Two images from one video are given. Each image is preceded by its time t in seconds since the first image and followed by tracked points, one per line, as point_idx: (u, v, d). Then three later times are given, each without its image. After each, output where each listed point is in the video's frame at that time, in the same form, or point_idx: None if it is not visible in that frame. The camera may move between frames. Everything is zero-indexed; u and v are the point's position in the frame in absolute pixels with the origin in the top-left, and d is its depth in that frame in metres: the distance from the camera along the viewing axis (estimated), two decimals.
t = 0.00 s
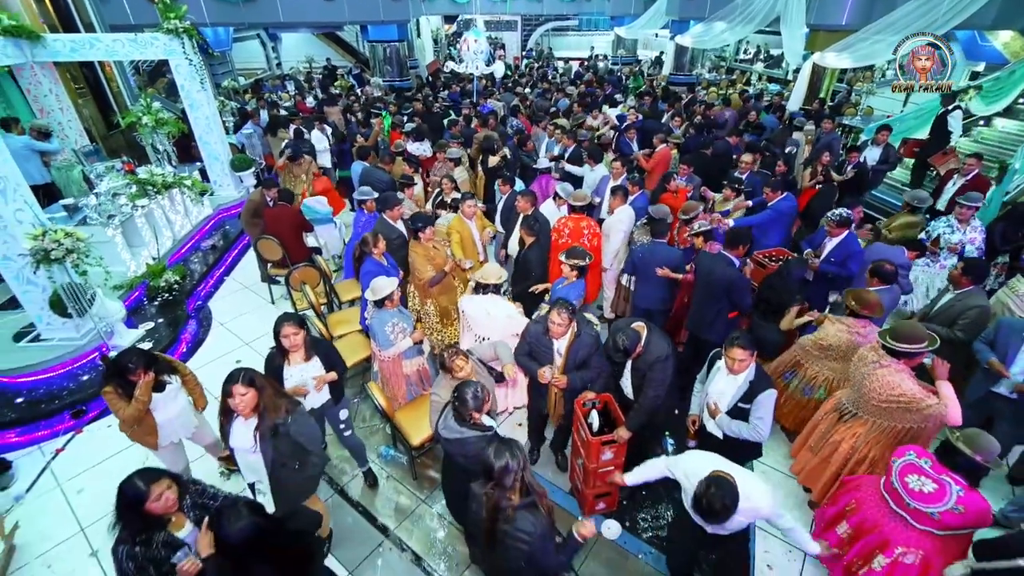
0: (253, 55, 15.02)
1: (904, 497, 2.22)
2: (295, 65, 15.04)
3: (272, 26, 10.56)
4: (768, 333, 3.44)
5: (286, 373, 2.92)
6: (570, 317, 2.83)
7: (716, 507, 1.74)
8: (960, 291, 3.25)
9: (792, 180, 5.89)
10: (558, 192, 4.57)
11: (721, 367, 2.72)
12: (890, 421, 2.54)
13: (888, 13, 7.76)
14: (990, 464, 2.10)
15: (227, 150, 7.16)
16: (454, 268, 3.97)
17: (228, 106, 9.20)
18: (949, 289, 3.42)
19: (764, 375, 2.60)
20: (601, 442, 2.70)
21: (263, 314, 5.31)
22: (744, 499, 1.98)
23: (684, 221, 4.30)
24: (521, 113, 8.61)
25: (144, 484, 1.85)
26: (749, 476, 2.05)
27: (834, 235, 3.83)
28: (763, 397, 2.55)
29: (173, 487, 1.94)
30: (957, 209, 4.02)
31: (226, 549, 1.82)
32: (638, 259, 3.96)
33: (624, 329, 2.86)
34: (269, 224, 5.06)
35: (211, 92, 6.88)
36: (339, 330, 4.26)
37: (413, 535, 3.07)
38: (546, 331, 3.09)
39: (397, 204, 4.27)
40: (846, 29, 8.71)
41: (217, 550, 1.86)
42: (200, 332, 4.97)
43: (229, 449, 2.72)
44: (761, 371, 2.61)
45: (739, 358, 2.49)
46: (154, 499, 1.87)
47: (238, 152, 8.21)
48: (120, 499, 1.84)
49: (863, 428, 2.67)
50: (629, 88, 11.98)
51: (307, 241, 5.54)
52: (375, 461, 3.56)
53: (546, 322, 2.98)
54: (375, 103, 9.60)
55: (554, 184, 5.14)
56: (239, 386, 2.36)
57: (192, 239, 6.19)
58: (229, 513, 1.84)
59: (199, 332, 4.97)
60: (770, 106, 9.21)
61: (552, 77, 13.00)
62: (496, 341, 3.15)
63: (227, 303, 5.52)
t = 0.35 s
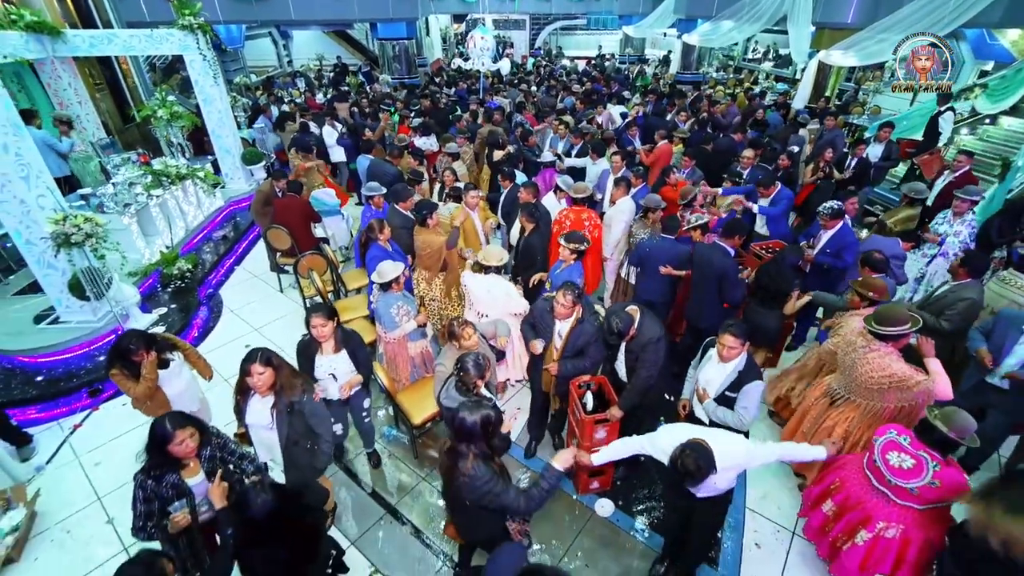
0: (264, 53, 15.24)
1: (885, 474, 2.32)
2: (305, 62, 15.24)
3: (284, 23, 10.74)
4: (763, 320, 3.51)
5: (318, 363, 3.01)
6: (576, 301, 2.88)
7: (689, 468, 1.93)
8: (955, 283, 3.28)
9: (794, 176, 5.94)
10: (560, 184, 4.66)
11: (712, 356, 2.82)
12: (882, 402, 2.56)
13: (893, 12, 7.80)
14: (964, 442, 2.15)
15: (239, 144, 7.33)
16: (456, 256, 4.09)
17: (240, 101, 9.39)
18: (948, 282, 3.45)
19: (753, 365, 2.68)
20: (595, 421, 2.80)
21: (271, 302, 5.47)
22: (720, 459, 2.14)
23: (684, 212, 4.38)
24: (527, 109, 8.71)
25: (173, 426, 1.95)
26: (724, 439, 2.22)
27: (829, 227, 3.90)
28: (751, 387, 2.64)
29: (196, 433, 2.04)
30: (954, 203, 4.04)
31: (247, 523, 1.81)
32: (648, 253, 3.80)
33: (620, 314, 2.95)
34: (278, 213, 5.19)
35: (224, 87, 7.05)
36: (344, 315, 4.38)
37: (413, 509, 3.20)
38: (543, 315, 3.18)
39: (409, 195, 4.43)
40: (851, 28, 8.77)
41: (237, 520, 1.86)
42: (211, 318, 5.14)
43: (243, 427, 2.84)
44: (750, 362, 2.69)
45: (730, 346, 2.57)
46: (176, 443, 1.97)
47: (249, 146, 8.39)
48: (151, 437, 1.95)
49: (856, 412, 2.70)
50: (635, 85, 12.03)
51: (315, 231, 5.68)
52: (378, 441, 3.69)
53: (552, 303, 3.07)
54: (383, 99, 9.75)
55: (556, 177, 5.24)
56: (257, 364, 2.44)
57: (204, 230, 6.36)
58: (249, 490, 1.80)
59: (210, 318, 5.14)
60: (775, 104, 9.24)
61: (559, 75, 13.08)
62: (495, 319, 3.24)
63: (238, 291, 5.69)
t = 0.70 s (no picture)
0: (277, 51, 15.52)
1: (868, 454, 2.37)
2: (317, 60, 15.49)
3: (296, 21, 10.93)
4: (756, 310, 3.59)
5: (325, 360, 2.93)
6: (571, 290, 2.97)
7: (667, 428, 2.12)
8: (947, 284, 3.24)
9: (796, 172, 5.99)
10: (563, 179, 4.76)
11: (707, 351, 2.86)
12: (867, 384, 2.64)
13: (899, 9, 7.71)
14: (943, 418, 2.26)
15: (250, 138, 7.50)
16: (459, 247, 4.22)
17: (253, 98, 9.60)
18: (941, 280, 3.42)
19: (745, 363, 2.71)
20: (589, 402, 2.89)
21: (281, 290, 5.63)
22: (696, 429, 2.34)
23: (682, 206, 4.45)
24: (534, 106, 8.80)
25: (175, 389, 2.08)
26: (700, 414, 2.43)
27: (825, 220, 3.97)
28: (740, 386, 2.69)
29: (196, 398, 2.17)
30: (948, 199, 4.07)
31: (276, 472, 1.96)
32: (651, 245, 3.83)
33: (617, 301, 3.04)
34: (288, 204, 5.32)
35: (238, 83, 7.22)
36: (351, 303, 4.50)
37: (413, 486, 3.33)
38: (539, 301, 3.28)
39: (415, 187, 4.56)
40: (857, 26, 8.68)
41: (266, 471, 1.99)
42: (222, 305, 5.31)
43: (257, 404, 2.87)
44: (743, 360, 2.72)
45: (721, 339, 2.63)
46: (179, 405, 2.10)
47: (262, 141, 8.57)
48: (154, 401, 2.09)
49: (844, 395, 2.78)
50: (642, 84, 12.10)
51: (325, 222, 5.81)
52: (381, 422, 3.83)
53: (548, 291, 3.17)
54: (393, 96, 9.89)
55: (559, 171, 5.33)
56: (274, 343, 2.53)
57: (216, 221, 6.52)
58: (280, 443, 1.93)
59: (222, 305, 5.31)
60: (782, 103, 9.27)
61: (567, 73, 13.16)
62: (493, 303, 3.39)
63: (249, 280, 5.86)
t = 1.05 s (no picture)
0: (287, 50, 15.74)
1: (852, 435, 2.45)
2: (326, 58, 15.69)
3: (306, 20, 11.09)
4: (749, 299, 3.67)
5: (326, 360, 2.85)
6: (552, 277, 3.11)
7: (659, 383, 2.21)
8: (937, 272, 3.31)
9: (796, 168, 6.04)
10: (564, 172, 4.86)
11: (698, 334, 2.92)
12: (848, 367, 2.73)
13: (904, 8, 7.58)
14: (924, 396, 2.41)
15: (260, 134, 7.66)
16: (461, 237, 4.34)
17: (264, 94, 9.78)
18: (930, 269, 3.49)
19: (734, 347, 2.79)
20: (584, 384, 3.00)
21: (289, 280, 5.77)
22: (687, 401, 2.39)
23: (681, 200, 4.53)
24: (538, 102, 8.90)
25: (182, 360, 2.22)
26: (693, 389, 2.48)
27: (821, 214, 4.03)
28: (727, 368, 2.78)
29: (202, 368, 2.31)
30: (944, 192, 4.12)
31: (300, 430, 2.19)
32: (639, 233, 3.95)
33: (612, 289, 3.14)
34: (296, 195, 5.47)
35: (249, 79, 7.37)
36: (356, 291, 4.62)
37: (414, 465, 3.45)
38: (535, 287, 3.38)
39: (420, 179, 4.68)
40: (862, 25, 8.55)
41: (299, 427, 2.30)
42: (231, 294, 5.46)
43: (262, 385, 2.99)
44: (731, 344, 2.79)
45: (711, 320, 2.71)
46: (187, 374, 2.24)
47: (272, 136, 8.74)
48: (162, 372, 2.23)
49: (827, 377, 2.88)
50: (647, 82, 12.16)
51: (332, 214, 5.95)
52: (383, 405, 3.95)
53: (530, 283, 3.20)
54: (400, 93, 10.03)
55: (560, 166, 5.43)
56: (272, 324, 2.62)
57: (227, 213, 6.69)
58: (314, 401, 2.22)
59: (231, 294, 5.46)
60: (787, 101, 9.29)
61: (573, 72, 13.24)
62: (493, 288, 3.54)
63: (258, 270, 6.01)
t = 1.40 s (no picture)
0: (292, 49, 15.92)
1: (829, 413, 2.52)
2: (331, 56, 15.83)
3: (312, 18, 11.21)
4: (741, 289, 3.79)
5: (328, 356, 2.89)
6: (526, 272, 3.13)
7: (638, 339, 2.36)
8: (924, 260, 3.39)
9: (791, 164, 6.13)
10: (562, 166, 4.96)
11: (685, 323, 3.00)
12: (827, 351, 2.84)
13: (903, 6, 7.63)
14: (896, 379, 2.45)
15: (265, 130, 7.80)
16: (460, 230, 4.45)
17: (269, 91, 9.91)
18: (915, 258, 3.59)
19: (718, 334, 2.86)
20: (576, 367, 3.08)
21: (293, 273, 5.90)
22: (660, 375, 2.45)
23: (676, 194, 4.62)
24: (540, 100, 9.00)
25: (199, 334, 2.37)
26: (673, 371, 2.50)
27: (813, 206, 4.12)
28: (713, 354, 2.87)
29: (217, 342, 2.46)
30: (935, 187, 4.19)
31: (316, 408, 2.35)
32: (632, 223, 4.05)
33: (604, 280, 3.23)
34: (301, 188, 5.59)
35: (255, 76, 7.50)
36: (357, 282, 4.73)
37: (413, 445, 3.56)
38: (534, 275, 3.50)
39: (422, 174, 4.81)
40: (861, 24, 8.56)
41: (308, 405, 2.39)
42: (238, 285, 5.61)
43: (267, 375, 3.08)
44: (717, 331, 2.87)
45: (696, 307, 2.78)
46: (204, 347, 2.40)
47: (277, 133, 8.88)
48: (180, 345, 2.37)
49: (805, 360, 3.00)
50: (648, 81, 12.24)
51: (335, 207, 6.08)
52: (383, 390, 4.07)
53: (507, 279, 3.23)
54: (404, 91, 10.15)
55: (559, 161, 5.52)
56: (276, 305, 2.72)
57: (232, 207, 6.82)
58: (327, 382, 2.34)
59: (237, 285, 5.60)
60: (787, 100, 9.34)
61: (575, 70, 13.32)
62: (486, 277, 3.63)
63: (263, 262, 6.15)
